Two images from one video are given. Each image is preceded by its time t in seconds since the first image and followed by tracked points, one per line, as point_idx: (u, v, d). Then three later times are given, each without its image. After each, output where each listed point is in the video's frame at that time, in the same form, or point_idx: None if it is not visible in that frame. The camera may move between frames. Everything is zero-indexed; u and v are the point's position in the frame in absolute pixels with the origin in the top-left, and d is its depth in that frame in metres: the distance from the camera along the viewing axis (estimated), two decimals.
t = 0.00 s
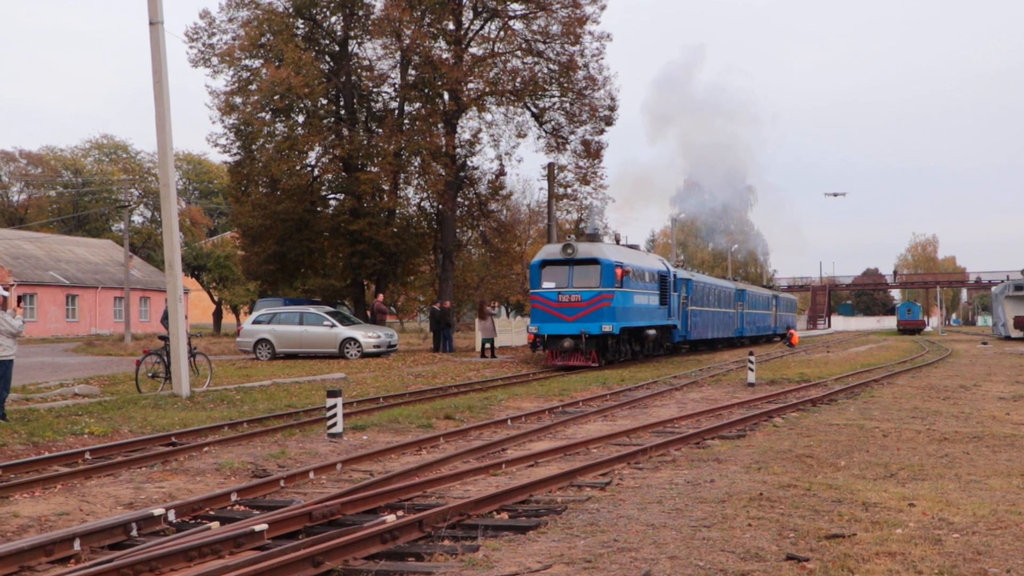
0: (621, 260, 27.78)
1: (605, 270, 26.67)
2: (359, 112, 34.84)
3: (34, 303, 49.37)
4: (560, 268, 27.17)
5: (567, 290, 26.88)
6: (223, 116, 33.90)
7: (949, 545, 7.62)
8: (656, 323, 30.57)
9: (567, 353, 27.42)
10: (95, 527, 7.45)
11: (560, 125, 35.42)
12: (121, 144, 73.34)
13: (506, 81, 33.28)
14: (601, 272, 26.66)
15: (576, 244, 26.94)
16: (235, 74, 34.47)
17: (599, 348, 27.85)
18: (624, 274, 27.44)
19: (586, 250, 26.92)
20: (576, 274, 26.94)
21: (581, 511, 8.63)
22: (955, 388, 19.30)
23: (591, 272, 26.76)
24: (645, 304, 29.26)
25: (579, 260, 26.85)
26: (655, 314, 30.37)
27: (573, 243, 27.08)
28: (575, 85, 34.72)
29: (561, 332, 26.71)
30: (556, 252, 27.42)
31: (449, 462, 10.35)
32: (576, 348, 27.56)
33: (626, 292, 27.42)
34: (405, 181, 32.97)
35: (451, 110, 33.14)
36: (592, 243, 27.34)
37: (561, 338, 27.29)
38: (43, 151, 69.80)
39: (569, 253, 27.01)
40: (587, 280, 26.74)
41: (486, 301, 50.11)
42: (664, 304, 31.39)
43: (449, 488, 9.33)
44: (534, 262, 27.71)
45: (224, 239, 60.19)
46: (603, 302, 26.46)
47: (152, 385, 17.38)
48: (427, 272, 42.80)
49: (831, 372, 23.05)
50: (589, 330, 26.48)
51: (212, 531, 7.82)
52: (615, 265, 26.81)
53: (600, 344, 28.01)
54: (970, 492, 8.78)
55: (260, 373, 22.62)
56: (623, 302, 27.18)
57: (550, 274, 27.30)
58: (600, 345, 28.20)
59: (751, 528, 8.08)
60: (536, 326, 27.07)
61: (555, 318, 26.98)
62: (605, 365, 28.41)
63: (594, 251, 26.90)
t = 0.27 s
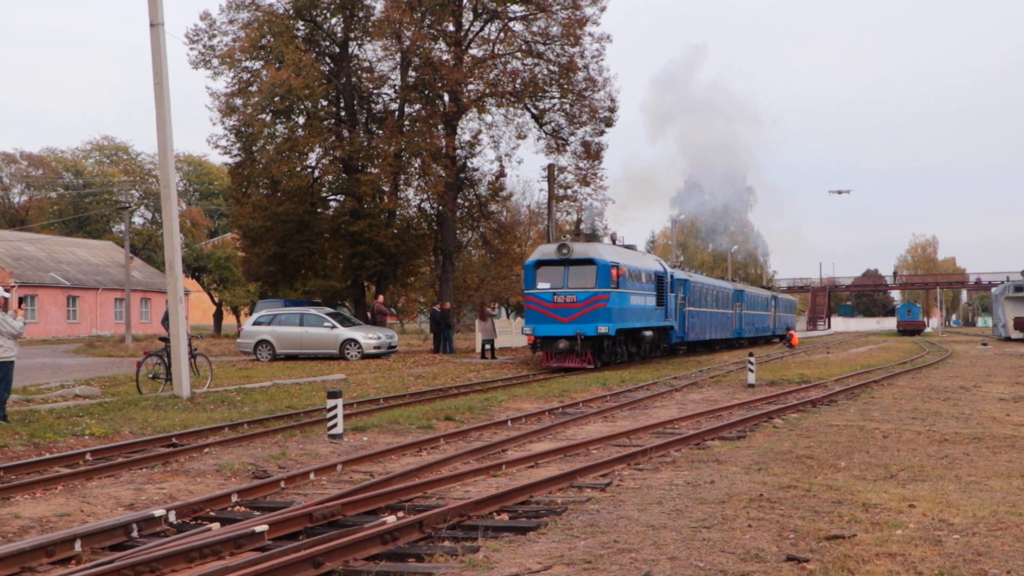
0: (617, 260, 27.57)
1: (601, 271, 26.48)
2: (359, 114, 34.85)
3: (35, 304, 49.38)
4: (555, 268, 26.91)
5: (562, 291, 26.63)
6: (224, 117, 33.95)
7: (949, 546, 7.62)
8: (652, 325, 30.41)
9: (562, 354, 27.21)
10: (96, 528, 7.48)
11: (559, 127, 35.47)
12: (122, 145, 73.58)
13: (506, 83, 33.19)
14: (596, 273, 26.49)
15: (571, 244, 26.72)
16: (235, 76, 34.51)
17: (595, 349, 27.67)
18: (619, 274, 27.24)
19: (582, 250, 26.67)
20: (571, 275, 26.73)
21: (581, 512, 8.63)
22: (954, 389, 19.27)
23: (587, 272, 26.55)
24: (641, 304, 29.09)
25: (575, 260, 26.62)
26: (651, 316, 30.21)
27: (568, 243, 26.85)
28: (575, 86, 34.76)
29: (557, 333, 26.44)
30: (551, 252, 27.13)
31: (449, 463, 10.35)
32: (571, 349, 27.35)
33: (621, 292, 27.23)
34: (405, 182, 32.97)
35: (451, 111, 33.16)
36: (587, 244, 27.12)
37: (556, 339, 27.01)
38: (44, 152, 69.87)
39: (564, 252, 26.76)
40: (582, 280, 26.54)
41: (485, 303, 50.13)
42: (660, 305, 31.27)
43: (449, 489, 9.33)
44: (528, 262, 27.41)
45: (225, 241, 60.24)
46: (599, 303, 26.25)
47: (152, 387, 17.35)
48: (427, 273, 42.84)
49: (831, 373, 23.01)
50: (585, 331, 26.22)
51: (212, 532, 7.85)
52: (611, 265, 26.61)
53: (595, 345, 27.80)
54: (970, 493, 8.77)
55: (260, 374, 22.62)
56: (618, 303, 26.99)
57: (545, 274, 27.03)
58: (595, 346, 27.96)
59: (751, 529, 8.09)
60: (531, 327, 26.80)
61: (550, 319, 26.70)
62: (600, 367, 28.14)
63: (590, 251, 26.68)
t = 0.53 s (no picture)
0: (605, 261, 27.69)
1: (589, 272, 26.58)
2: (359, 121, 34.86)
3: (47, 304, 49.75)
4: (544, 269, 27.06)
5: (551, 291, 26.76)
6: (229, 124, 34.32)
7: (929, 538, 7.92)
8: (639, 325, 30.57)
9: (551, 354, 27.25)
10: (107, 520, 7.81)
11: (554, 133, 35.73)
12: (131, 151, 73.21)
13: (501, 91, 33.50)
14: (585, 274, 26.55)
15: (560, 245, 26.83)
16: (240, 84, 34.97)
17: (583, 348, 27.75)
18: (607, 275, 27.35)
19: (571, 251, 26.81)
20: (560, 275, 26.83)
21: (574, 505, 8.94)
22: (936, 386, 19.60)
23: (575, 274, 26.65)
24: (628, 305, 29.23)
25: (564, 260, 26.73)
26: (638, 316, 30.37)
27: (557, 245, 26.98)
28: (569, 94, 34.98)
29: (546, 333, 26.58)
30: (540, 253, 27.27)
31: (447, 457, 10.66)
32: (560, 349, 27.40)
33: (609, 293, 27.36)
34: (404, 187, 33.60)
35: (449, 118, 33.43)
36: (576, 245, 27.26)
37: (545, 339, 27.13)
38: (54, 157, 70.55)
39: (553, 253, 26.86)
40: (571, 281, 26.65)
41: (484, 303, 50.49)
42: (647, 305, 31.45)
43: (447, 483, 9.64)
44: (518, 263, 27.57)
45: (229, 243, 60.78)
46: (587, 303, 26.32)
47: (160, 384, 17.66)
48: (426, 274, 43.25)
49: (818, 371, 23.33)
50: (573, 331, 26.31)
51: (219, 524, 8.18)
52: (599, 266, 26.70)
53: (583, 345, 27.88)
54: (949, 486, 9.05)
55: (264, 372, 22.93)
56: (606, 303, 27.09)
57: (535, 275, 27.17)
58: (584, 345, 28.05)
59: (739, 522, 8.39)
60: (520, 326, 26.93)
61: (539, 318, 26.86)
62: (588, 366, 28.22)
63: (578, 252, 26.80)
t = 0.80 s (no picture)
0: (594, 262, 27.87)
1: (579, 273, 26.77)
2: (362, 128, 35.53)
3: (60, 305, 50.15)
4: (535, 270, 27.25)
5: (541, 292, 26.94)
6: (236, 131, 34.69)
7: (911, 530, 8.22)
8: (628, 325, 30.82)
9: (541, 353, 27.41)
10: (118, 513, 8.13)
11: (549, 140, 35.95)
12: (141, 158, 74.95)
13: (499, 99, 33.85)
14: (574, 275, 26.75)
15: (550, 247, 27.05)
16: (246, 92, 35.09)
17: (572, 348, 27.91)
18: (596, 276, 27.54)
19: (561, 252, 27.00)
20: (550, 276, 27.04)
21: (569, 499, 9.25)
22: (918, 383, 19.98)
23: (565, 274, 26.84)
24: (618, 305, 29.45)
25: (554, 262, 26.95)
26: (627, 316, 30.60)
27: (547, 246, 27.19)
28: (563, 102, 35.29)
29: (536, 333, 26.77)
30: (531, 255, 27.47)
31: (446, 453, 10.96)
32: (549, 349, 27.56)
33: (599, 294, 27.53)
34: (404, 193, 33.79)
35: (447, 125, 33.66)
36: (566, 246, 27.48)
37: (535, 338, 27.34)
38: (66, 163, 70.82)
39: (543, 255, 27.07)
40: (560, 281, 26.83)
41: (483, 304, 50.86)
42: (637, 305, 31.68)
43: (446, 477, 9.94)
44: (508, 264, 27.79)
45: (235, 247, 61.33)
46: (576, 303, 26.50)
47: (170, 382, 17.97)
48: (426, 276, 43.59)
49: (803, 369, 23.72)
50: (562, 331, 26.50)
51: (226, 517, 8.51)
52: (589, 267, 26.88)
53: (572, 345, 28.07)
54: (930, 480, 9.36)
55: (269, 371, 23.27)
56: (596, 304, 27.27)
57: (525, 276, 27.37)
58: (573, 345, 28.24)
59: (728, 514, 8.70)
60: (511, 326, 27.14)
61: (529, 318, 27.04)
62: (578, 365, 28.47)
63: (568, 254, 27.01)
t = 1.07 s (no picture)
0: (590, 264, 28.22)
1: (575, 274, 27.12)
2: (371, 137, 35.89)
3: (85, 306, 51.16)
4: (532, 271, 27.60)
5: (538, 293, 27.28)
6: (250, 139, 35.21)
7: (896, 520, 8.64)
8: (624, 325, 31.23)
9: (538, 352, 27.69)
10: (139, 504, 8.56)
11: (550, 147, 36.33)
12: (162, 164, 75.71)
13: (503, 108, 34.13)
14: (571, 276, 27.12)
15: (547, 248, 27.40)
16: (261, 103, 35.64)
17: (569, 347, 28.29)
18: (592, 277, 27.89)
19: (557, 254, 27.34)
20: (547, 277, 27.38)
21: (570, 491, 9.67)
22: (904, 380, 20.44)
23: (562, 276, 27.21)
24: (613, 305, 29.80)
25: (551, 263, 27.29)
26: (622, 316, 30.96)
27: (544, 248, 27.54)
28: (564, 111, 35.74)
29: (533, 333, 27.14)
30: (529, 256, 27.84)
31: (452, 447, 11.38)
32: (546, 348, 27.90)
33: (595, 295, 27.88)
34: (412, 198, 34.33)
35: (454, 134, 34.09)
36: (562, 248, 27.83)
37: (533, 338, 27.72)
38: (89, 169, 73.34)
39: (540, 256, 27.43)
40: (558, 282, 27.18)
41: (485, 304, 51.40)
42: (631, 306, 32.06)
43: (453, 470, 10.36)
44: (506, 266, 28.15)
45: (251, 249, 62.20)
46: (573, 304, 26.86)
47: (188, 380, 18.37)
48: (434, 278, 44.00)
49: (794, 366, 24.18)
50: (560, 331, 26.89)
51: (242, 508, 8.93)
52: (585, 268, 27.29)
53: (568, 343, 28.44)
54: (915, 472, 9.77)
55: (283, 369, 23.74)
56: (592, 304, 27.63)
57: (523, 277, 27.73)
58: (569, 344, 28.61)
59: (722, 506, 9.11)
60: (509, 326, 27.53)
61: (527, 318, 27.41)
62: (575, 364, 28.88)
63: (565, 255, 27.36)
